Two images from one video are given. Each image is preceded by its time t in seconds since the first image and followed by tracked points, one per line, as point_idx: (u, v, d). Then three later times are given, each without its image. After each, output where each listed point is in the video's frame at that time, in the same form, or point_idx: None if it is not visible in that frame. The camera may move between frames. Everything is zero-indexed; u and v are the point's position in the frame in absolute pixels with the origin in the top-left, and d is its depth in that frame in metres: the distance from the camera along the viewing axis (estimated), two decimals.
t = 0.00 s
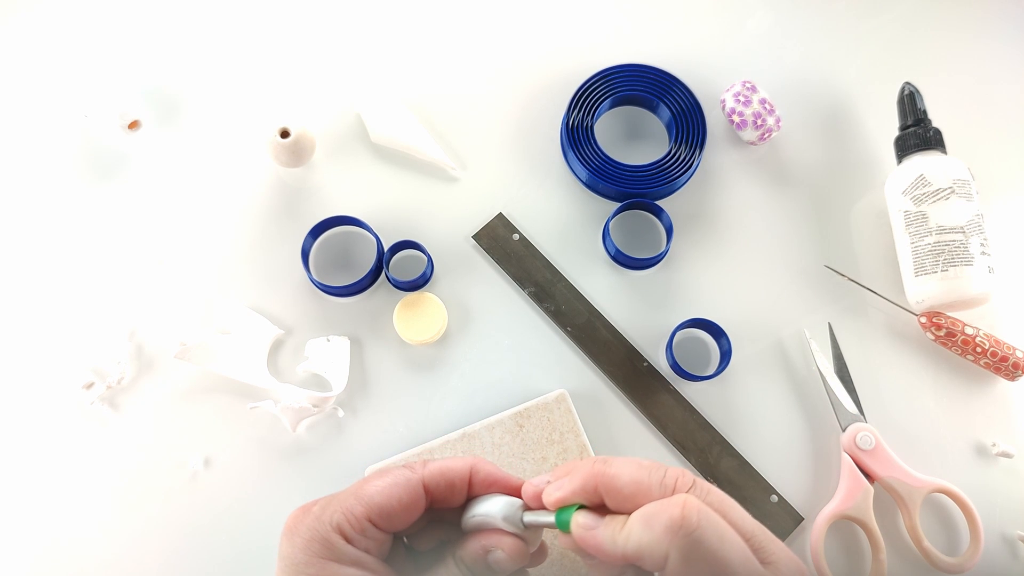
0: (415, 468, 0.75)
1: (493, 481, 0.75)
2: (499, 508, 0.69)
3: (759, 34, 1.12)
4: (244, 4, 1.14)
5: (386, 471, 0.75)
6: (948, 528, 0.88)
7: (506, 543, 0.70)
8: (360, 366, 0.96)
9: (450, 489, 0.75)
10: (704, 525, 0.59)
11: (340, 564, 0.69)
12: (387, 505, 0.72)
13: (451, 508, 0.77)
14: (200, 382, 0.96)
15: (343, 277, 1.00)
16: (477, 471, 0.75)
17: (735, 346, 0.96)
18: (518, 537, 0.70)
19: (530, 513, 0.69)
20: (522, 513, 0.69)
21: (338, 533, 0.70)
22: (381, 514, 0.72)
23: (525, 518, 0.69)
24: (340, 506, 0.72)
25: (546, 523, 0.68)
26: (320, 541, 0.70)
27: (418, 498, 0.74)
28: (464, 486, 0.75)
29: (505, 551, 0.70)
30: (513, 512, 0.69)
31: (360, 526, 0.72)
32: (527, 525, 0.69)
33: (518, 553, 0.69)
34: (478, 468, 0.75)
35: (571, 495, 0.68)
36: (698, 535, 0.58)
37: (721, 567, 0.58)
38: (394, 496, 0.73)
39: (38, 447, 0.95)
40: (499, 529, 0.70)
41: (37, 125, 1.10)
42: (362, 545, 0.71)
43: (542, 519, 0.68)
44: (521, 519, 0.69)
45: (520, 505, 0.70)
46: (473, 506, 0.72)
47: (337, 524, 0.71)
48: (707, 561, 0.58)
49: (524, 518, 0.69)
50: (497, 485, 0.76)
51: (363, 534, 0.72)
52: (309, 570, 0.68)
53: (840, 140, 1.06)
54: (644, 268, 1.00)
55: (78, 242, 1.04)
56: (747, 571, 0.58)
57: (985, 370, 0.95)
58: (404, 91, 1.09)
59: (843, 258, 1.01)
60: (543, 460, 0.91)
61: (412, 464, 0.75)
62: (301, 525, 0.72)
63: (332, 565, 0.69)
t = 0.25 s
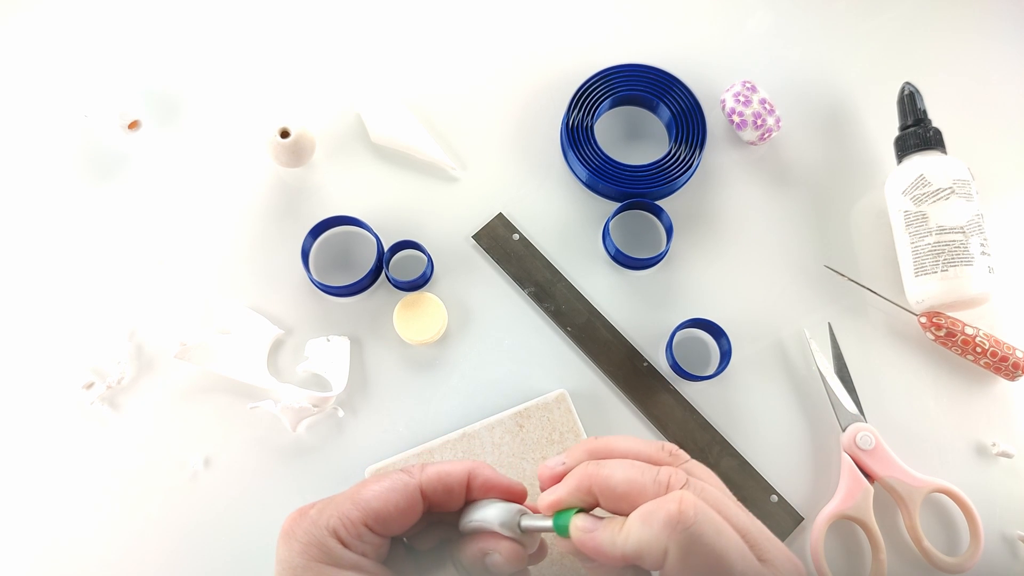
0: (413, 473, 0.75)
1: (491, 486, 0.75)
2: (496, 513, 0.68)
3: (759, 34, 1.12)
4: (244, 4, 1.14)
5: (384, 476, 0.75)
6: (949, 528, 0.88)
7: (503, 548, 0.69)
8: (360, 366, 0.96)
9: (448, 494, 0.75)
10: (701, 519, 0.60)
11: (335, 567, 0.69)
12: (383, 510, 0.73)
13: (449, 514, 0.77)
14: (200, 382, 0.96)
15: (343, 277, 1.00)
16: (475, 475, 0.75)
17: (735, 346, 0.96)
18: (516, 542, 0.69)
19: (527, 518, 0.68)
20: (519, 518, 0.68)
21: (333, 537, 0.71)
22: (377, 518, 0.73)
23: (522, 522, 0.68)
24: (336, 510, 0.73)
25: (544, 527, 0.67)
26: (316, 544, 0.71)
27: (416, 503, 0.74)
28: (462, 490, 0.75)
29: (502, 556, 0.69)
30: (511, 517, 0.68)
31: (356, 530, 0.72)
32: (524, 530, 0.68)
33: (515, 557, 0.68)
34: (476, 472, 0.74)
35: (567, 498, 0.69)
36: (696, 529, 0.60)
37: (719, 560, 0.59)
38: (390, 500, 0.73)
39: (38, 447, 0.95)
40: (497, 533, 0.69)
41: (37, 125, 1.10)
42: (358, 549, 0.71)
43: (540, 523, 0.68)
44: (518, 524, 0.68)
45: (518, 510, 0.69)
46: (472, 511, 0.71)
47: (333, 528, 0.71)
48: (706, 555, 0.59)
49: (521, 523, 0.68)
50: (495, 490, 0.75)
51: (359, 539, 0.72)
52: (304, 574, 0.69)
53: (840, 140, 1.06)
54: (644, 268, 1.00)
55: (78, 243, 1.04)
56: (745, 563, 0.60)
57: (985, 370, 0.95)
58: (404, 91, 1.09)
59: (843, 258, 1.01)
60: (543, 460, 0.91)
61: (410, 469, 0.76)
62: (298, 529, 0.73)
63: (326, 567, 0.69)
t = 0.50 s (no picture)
0: (410, 473, 0.75)
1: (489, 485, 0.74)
2: (493, 513, 0.68)
3: (759, 34, 1.12)
4: (244, 4, 1.14)
5: (381, 476, 0.75)
6: (949, 528, 0.88)
7: (501, 547, 0.69)
8: (360, 366, 0.96)
9: (446, 493, 0.75)
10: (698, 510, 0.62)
11: (333, 570, 0.69)
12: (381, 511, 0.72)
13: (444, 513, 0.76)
14: (200, 382, 0.96)
15: (343, 277, 1.00)
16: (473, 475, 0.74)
17: (735, 346, 0.96)
18: (513, 541, 0.69)
19: (525, 517, 0.68)
20: (517, 517, 0.68)
21: (331, 539, 0.71)
22: (375, 519, 0.72)
23: (519, 521, 0.68)
24: (334, 512, 0.73)
25: (541, 525, 0.67)
26: (314, 547, 0.71)
27: (414, 503, 0.74)
28: (460, 490, 0.75)
29: (500, 555, 0.69)
30: (508, 516, 0.68)
31: (354, 532, 0.72)
32: (521, 529, 0.68)
33: (513, 556, 0.68)
34: (473, 472, 0.74)
35: (564, 494, 0.69)
36: (693, 519, 0.61)
37: (717, 550, 0.61)
38: (388, 502, 0.73)
39: (38, 447, 0.95)
40: (494, 532, 0.69)
41: (37, 125, 1.10)
42: (356, 550, 0.71)
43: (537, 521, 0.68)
44: (515, 523, 0.68)
45: (515, 510, 0.69)
46: (469, 511, 0.71)
47: (331, 531, 0.71)
48: (703, 544, 0.61)
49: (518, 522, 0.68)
50: (492, 489, 0.75)
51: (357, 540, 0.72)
52: None
53: (840, 140, 1.06)
54: (644, 268, 1.00)
55: (78, 242, 1.04)
56: (741, 550, 0.61)
57: (985, 370, 0.95)
58: (404, 91, 1.09)
59: (843, 259, 1.01)
60: (543, 460, 0.91)
61: (408, 469, 0.75)
62: (295, 531, 0.73)
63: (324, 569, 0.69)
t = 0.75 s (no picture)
0: (408, 475, 0.75)
1: (487, 486, 0.75)
2: (493, 513, 0.69)
3: (759, 34, 1.12)
4: (244, 4, 1.14)
5: (379, 479, 0.75)
6: (949, 528, 0.88)
7: (501, 547, 0.69)
8: (360, 366, 0.96)
9: (444, 494, 0.75)
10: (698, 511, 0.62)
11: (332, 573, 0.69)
12: (378, 513, 0.73)
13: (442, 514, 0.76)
14: (200, 382, 0.96)
15: (343, 277, 1.00)
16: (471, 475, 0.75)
17: (735, 346, 0.96)
18: (512, 540, 0.68)
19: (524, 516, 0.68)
20: (516, 516, 0.68)
21: (330, 543, 0.71)
22: (373, 522, 0.73)
23: (519, 520, 0.67)
24: (331, 514, 0.73)
25: (541, 525, 0.67)
26: (312, 550, 0.71)
27: (411, 505, 0.74)
28: (458, 491, 0.75)
29: (501, 555, 0.69)
30: (508, 516, 0.68)
31: (351, 535, 0.72)
32: (521, 528, 0.68)
33: (514, 555, 0.68)
34: (471, 472, 0.75)
35: (563, 495, 0.69)
36: (693, 522, 0.62)
37: (716, 551, 0.62)
38: (385, 503, 0.73)
39: (38, 447, 0.95)
40: (494, 532, 0.69)
41: (37, 125, 1.10)
42: (355, 553, 0.72)
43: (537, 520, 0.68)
44: (514, 522, 0.68)
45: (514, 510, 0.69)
46: (468, 513, 0.71)
47: (329, 534, 0.72)
48: (702, 545, 0.62)
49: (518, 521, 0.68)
50: (490, 490, 0.75)
51: (355, 543, 0.72)
52: None
53: (840, 140, 1.06)
54: (644, 268, 1.00)
55: (78, 242, 1.04)
56: (739, 552, 0.62)
57: (985, 370, 0.95)
58: (404, 91, 1.09)
59: (843, 258, 1.01)
60: (543, 460, 0.91)
61: (405, 471, 0.76)
62: (293, 534, 0.73)
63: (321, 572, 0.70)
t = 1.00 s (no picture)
0: (406, 478, 0.75)
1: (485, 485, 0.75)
2: (493, 511, 0.69)
3: (759, 34, 1.12)
4: (244, 4, 1.14)
5: (377, 482, 0.75)
6: (949, 528, 0.88)
7: (502, 545, 0.69)
8: (360, 366, 0.96)
9: (444, 495, 0.74)
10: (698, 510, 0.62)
11: None
12: (378, 517, 0.72)
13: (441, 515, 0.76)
14: (200, 383, 0.96)
15: (343, 277, 1.00)
16: (470, 475, 0.75)
17: (735, 346, 0.96)
18: (513, 539, 0.69)
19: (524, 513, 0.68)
20: (517, 514, 0.68)
21: (330, 549, 0.71)
22: (373, 526, 0.72)
23: (518, 518, 0.67)
24: (331, 520, 0.72)
25: (541, 522, 0.67)
26: (313, 557, 0.71)
27: (411, 507, 0.74)
28: (458, 491, 0.75)
29: (502, 553, 0.69)
30: (508, 514, 0.68)
31: (352, 540, 0.72)
32: (520, 526, 0.68)
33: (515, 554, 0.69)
34: (469, 472, 0.75)
35: (563, 492, 0.70)
36: (693, 520, 0.61)
37: (715, 550, 0.61)
38: (385, 507, 0.73)
39: (38, 447, 0.95)
40: (494, 531, 0.70)
41: (37, 125, 1.10)
42: (356, 558, 0.71)
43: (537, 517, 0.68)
44: (514, 519, 0.68)
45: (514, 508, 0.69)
46: (468, 512, 0.71)
47: (328, 540, 0.71)
48: (703, 544, 0.61)
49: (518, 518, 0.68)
50: (489, 489, 0.75)
51: (355, 548, 0.72)
52: None
53: (840, 140, 1.06)
54: (645, 268, 1.00)
55: (78, 242, 1.04)
56: (739, 549, 0.62)
57: (985, 370, 0.95)
58: (404, 91, 1.09)
59: (843, 259, 1.01)
60: (543, 460, 0.91)
61: (403, 473, 0.75)
62: (292, 541, 0.73)
63: None
